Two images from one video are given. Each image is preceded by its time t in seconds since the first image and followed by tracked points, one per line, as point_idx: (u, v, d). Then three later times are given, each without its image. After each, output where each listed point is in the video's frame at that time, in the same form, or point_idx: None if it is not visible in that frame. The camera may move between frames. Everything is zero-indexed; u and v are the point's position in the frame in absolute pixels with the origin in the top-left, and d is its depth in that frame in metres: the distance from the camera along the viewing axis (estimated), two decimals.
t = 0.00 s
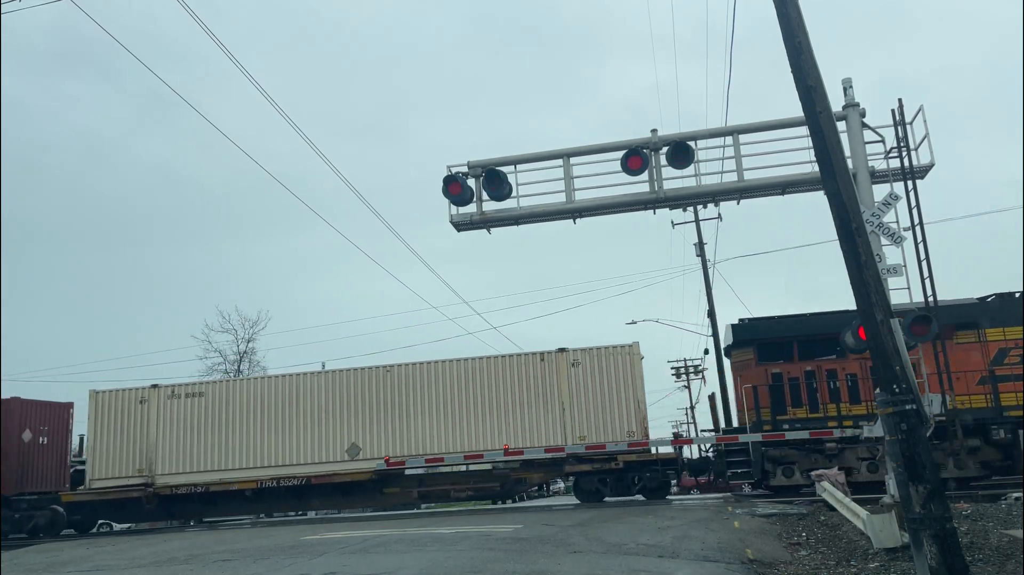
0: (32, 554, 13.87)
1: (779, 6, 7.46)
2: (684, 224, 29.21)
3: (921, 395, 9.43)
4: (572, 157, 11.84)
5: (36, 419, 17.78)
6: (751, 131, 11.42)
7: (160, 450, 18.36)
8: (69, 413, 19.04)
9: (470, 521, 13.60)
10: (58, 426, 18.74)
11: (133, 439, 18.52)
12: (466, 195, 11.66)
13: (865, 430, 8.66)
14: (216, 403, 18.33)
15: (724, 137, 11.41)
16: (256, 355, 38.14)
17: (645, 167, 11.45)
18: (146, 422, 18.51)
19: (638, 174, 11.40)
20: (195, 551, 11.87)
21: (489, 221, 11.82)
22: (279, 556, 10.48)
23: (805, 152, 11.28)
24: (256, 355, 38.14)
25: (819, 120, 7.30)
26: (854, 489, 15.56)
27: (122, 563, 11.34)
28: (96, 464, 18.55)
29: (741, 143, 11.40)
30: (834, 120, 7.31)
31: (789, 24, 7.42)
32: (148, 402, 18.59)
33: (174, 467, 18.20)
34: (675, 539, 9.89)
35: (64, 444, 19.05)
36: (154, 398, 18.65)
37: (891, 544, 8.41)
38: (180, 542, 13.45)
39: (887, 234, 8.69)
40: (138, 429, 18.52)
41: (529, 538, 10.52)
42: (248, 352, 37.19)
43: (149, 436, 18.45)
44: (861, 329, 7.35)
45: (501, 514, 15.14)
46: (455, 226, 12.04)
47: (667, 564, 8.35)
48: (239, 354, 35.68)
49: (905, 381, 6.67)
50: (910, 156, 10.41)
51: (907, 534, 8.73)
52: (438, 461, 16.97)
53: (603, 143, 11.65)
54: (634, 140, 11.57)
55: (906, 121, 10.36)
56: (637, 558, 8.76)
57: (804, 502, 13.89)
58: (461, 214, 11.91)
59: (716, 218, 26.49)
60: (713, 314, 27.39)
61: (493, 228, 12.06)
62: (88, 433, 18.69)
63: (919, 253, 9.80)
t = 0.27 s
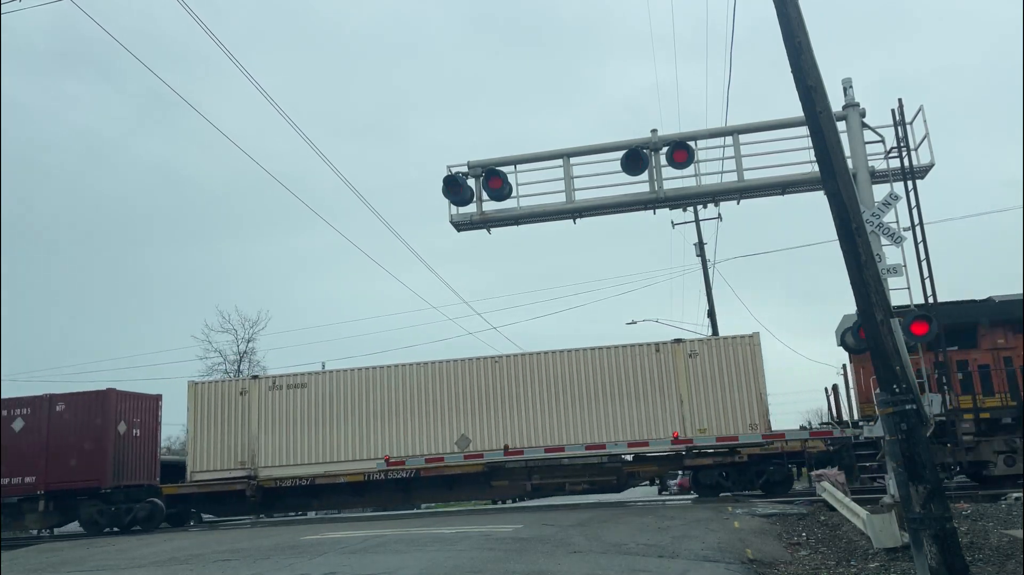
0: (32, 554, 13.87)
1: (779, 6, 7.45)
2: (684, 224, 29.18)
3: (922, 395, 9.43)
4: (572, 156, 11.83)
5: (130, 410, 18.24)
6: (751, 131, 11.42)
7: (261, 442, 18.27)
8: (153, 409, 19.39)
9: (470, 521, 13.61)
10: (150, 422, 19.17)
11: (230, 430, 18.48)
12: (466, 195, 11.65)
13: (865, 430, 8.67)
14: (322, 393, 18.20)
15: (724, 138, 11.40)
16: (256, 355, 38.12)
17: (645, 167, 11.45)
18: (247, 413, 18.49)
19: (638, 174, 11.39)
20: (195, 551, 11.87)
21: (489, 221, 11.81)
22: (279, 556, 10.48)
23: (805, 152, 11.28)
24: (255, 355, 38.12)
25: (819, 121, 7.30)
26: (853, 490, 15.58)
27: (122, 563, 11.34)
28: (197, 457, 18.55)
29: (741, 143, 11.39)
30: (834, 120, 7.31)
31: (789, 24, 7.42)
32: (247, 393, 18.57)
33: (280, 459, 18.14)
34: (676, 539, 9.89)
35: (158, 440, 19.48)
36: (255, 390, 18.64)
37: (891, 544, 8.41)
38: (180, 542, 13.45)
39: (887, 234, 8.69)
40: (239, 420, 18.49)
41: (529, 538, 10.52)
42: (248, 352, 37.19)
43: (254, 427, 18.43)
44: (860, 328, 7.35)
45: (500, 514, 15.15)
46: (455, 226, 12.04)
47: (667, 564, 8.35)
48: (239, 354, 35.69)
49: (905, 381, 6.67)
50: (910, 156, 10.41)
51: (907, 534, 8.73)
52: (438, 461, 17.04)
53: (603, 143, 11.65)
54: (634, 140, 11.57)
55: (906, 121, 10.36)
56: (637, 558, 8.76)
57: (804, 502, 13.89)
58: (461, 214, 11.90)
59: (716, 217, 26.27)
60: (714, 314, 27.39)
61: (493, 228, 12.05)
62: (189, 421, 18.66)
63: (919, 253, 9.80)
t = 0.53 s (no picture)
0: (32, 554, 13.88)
1: (779, 6, 7.45)
2: (684, 224, 29.17)
3: (922, 395, 9.43)
4: (572, 156, 11.83)
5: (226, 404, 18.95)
6: (751, 131, 11.42)
7: (369, 432, 17.93)
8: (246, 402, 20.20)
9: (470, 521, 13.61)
10: (242, 414, 20.04)
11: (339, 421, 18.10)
12: (466, 194, 11.64)
13: (865, 431, 8.69)
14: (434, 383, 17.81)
15: (723, 138, 11.40)
16: (256, 355, 38.13)
17: (645, 167, 11.44)
18: (356, 405, 18.10)
19: (638, 174, 11.39)
20: (195, 551, 11.88)
21: (489, 221, 11.82)
22: (279, 556, 10.48)
23: (805, 152, 11.28)
24: (256, 354, 38.13)
25: (818, 120, 7.30)
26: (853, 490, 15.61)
27: (122, 563, 11.34)
28: (300, 449, 18.19)
29: (741, 143, 11.39)
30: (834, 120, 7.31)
31: (789, 24, 7.41)
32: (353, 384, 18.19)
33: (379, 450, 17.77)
34: (676, 539, 9.89)
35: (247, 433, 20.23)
36: (360, 381, 18.24)
37: (891, 544, 8.41)
38: (179, 542, 13.46)
39: (887, 234, 8.69)
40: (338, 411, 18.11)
41: (529, 538, 10.52)
42: (248, 352, 37.19)
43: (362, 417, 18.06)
44: (861, 329, 7.35)
45: (500, 514, 15.15)
46: (455, 226, 12.03)
47: (667, 564, 8.35)
48: (239, 354, 35.72)
49: (905, 381, 6.67)
50: (910, 156, 10.41)
51: (907, 534, 8.73)
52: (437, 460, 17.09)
53: (603, 143, 11.65)
54: (634, 140, 11.58)
55: (906, 121, 10.36)
56: (637, 558, 8.76)
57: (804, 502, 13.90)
58: (461, 214, 11.90)
59: (716, 218, 26.67)
60: (714, 314, 27.39)
61: (493, 228, 12.05)
62: (292, 412, 18.31)
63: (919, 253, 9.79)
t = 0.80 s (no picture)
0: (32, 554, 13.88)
1: (779, 6, 7.45)
2: (684, 225, 29.15)
3: (921, 395, 9.44)
4: (572, 156, 11.83)
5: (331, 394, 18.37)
6: (751, 131, 11.41)
7: (483, 424, 17.06)
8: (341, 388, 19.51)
9: (470, 521, 13.61)
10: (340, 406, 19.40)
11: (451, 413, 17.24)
12: (466, 195, 11.64)
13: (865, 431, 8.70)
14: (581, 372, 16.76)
15: (723, 138, 11.40)
16: (256, 355, 38.12)
17: (645, 167, 11.44)
18: (463, 398, 17.21)
19: (638, 174, 11.39)
20: (195, 551, 11.87)
21: (489, 221, 11.81)
22: (279, 556, 10.48)
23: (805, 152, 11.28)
24: (256, 354, 38.13)
25: (818, 121, 7.30)
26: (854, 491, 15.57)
27: (122, 563, 11.34)
28: (408, 440, 17.40)
29: (741, 143, 11.38)
30: (834, 120, 7.31)
31: (789, 25, 7.41)
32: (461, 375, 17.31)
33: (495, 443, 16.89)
34: (676, 539, 9.89)
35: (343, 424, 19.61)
36: (468, 372, 17.41)
37: (891, 544, 8.41)
38: (179, 542, 13.45)
39: (887, 234, 8.69)
40: (449, 404, 17.25)
41: (529, 538, 10.52)
42: (248, 352, 37.19)
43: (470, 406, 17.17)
44: (860, 329, 7.35)
45: (501, 514, 15.14)
46: (455, 226, 12.03)
47: (667, 564, 8.35)
48: (238, 354, 35.72)
49: (905, 381, 6.67)
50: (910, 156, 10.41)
51: (907, 534, 8.74)
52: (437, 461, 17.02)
53: (603, 143, 11.65)
54: (634, 140, 11.57)
55: (906, 121, 10.35)
56: (637, 558, 8.76)
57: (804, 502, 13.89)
58: (461, 214, 11.89)
59: (716, 218, 25.32)
60: (714, 314, 27.39)
61: (493, 228, 12.05)
62: (401, 403, 17.52)
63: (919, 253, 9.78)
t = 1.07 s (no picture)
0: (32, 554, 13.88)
1: (779, 7, 7.45)
2: (684, 225, 29.14)
3: (921, 395, 9.45)
4: (572, 157, 11.84)
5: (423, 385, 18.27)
6: (751, 131, 11.41)
7: (601, 416, 16.78)
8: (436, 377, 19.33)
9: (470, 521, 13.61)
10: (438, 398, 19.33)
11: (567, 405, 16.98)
12: (466, 195, 11.65)
13: (865, 431, 8.70)
14: (662, 367, 16.61)
15: (723, 137, 11.39)
16: (256, 355, 38.15)
17: (645, 167, 11.44)
18: (576, 388, 16.93)
19: (638, 174, 11.39)
20: (195, 551, 11.87)
21: (489, 221, 11.82)
22: (279, 556, 10.48)
23: (806, 152, 11.28)
24: (256, 354, 38.15)
25: (819, 121, 7.30)
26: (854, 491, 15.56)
27: (121, 563, 11.33)
28: (520, 433, 17.08)
29: (741, 143, 11.38)
30: (834, 120, 7.30)
31: (789, 25, 7.41)
32: (573, 366, 17.03)
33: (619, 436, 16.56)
34: (676, 539, 9.89)
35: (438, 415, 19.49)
36: (581, 362, 17.09)
37: (891, 543, 8.41)
38: (179, 542, 13.45)
39: (887, 234, 8.69)
40: (567, 396, 16.96)
41: (529, 538, 10.52)
42: (249, 352, 37.21)
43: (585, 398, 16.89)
44: (860, 329, 7.35)
45: (501, 513, 15.14)
46: (455, 226, 12.04)
47: (667, 564, 8.35)
48: (239, 354, 35.74)
49: (905, 381, 6.67)
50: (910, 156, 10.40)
51: (907, 534, 8.74)
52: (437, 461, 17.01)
53: (603, 143, 11.65)
54: (634, 140, 11.57)
55: (906, 121, 10.35)
56: (637, 558, 8.75)
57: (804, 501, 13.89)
58: (461, 214, 11.90)
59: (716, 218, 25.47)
60: (714, 314, 27.40)
61: (493, 228, 12.05)
62: (513, 396, 17.20)
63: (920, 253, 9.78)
